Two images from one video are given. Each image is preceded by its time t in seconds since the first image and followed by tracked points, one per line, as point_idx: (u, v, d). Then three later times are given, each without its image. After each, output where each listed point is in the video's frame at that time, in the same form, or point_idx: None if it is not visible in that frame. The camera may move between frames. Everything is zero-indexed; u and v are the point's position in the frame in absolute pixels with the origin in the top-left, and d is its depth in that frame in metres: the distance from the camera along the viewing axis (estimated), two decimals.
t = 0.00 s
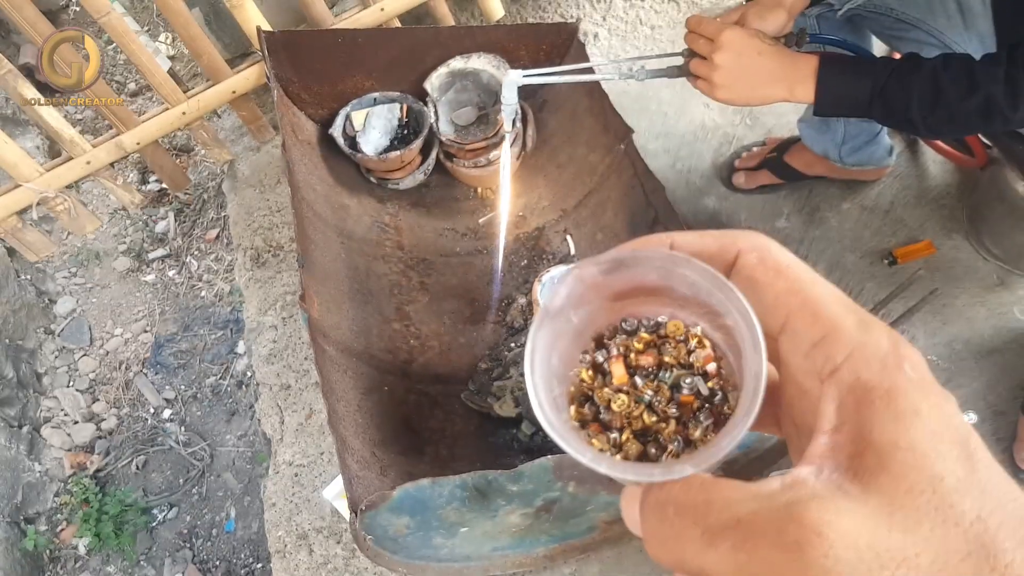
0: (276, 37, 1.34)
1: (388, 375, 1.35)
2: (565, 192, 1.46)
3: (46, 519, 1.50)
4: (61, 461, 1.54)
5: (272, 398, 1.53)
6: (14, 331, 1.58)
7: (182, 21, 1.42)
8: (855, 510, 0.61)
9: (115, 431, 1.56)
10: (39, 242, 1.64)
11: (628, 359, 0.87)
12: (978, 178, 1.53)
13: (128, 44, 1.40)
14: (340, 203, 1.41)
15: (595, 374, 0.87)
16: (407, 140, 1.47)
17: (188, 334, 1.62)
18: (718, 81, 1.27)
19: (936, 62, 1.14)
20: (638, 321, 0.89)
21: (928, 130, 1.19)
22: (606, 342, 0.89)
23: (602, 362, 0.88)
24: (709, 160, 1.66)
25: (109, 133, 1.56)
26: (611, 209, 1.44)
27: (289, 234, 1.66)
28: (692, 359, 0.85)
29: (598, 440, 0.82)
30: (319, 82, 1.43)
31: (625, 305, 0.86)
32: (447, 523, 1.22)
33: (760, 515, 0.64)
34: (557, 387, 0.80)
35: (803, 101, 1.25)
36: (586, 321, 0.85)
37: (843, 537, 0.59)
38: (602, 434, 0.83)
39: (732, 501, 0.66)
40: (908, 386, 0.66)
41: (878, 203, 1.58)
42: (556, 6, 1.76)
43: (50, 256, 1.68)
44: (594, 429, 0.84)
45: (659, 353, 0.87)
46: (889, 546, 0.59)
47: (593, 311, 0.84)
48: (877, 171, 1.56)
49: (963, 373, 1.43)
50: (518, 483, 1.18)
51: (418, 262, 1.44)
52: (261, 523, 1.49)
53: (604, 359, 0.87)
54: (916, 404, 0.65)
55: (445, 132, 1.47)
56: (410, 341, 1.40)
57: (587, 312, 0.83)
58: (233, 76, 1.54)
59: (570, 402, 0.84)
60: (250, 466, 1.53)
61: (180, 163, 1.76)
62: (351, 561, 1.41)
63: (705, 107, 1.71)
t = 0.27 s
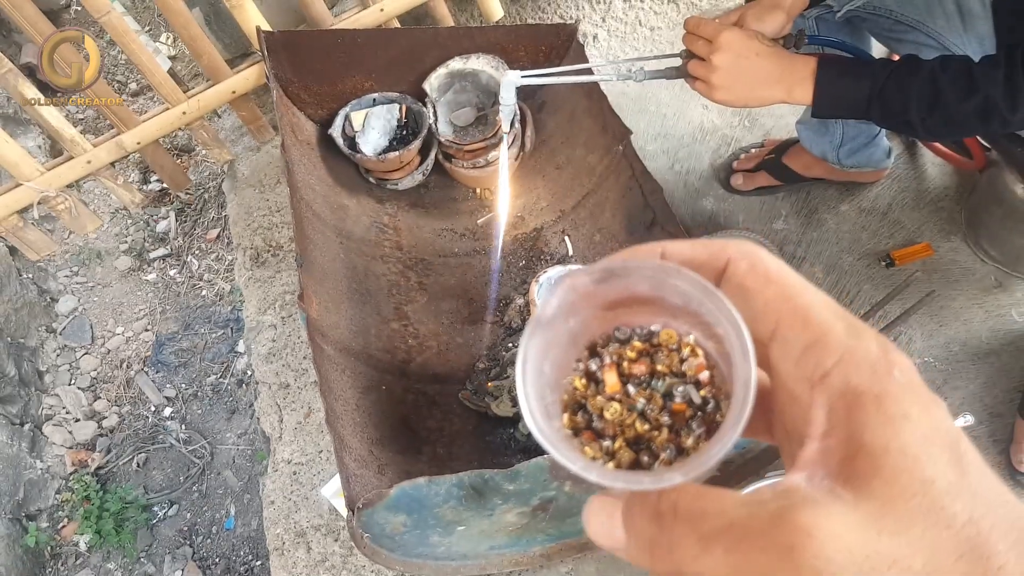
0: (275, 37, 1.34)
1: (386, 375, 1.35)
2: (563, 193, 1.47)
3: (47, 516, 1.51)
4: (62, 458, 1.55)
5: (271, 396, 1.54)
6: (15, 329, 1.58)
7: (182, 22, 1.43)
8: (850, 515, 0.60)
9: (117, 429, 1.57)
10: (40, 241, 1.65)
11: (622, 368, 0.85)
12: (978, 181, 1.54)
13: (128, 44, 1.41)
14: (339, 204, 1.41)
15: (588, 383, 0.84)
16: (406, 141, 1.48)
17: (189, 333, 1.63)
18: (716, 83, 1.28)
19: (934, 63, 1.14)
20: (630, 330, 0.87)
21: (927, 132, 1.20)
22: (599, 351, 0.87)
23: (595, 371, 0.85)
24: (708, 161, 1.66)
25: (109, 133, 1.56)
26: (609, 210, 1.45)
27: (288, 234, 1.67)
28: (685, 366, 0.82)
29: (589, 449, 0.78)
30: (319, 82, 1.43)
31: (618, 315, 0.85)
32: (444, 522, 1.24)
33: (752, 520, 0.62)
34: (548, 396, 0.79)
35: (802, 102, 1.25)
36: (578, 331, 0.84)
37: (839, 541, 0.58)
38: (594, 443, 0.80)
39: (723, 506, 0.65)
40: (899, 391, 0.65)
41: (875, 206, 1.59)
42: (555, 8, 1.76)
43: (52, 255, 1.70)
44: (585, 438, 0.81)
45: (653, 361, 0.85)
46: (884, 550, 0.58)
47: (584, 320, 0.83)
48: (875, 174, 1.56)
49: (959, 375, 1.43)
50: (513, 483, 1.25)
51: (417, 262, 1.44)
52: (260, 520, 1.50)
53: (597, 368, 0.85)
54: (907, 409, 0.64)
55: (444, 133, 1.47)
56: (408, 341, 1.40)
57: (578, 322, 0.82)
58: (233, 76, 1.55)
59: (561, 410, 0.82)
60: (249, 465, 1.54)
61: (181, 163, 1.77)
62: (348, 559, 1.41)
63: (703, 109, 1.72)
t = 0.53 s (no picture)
0: (276, 35, 1.35)
1: (385, 373, 1.35)
2: (564, 192, 1.46)
3: (47, 512, 1.51)
4: (62, 454, 1.55)
5: (270, 394, 1.54)
6: (15, 326, 1.58)
7: (184, 18, 1.43)
8: (840, 514, 0.60)
9: (117, 425, 1.57)
10: (40, 237, 1.65)
11: (621, 364, 0.81)
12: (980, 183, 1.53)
13: (129, 40, 1.41)
14: (340, 202, 1.41)
15: (587, 377, 0.81)
16: (407, 139, 1.47)
17: (189, 330, 1.63)
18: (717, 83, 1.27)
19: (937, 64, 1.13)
20: (632, 327, 0.83)
21: (930, 133, 1.19)
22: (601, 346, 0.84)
23: (595, 365, 0.81)
24: (710, 162, 1.66)
25: (110, 129, 1.56)
26: (610, 210, 1.45)
27: (288, 232, 1.66)
28: (684, 363, 0.78)
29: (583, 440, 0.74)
30: (320, 80, 1.43)
31: (620, 312, 0.82)
32: (443, 520, 1.23)
33: (742, 515, 0.62)
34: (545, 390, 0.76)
35: (804, 103, 1.25)
36: (578, 326, 0.81)
37: (827, 540, 0.59)
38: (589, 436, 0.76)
39: (712, 498, 0.64)
40: (899, 394, 0.64)
41: (877, 207, 1.59)
42: (557, 6, 1.76)
43: (52, 251, 1.69)
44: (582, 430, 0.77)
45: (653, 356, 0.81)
46: (873, 548, 0.59)
47: (585, 316, 0.81)
48: (877, 175, 1.56)
49: (958, 378, 1.43)
50: (512, 482, 1.23)
51: (417, 260, 1.44)
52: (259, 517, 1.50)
53: (597, 363, 0.81)
54: (906, 412, 0.63)
55: (445, 131, 1.47)
56: (408, 340, 1.40)
57: (577, 316, 0.80)
58: (234, 73, 1.55)
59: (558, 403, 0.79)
60: (248, 462, 1.54)
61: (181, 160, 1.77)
62: (346, 557, 1.41)
63: (705, 109, 1.71)
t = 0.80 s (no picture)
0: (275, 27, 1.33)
1: (384, 370, 1.34)
2: (565, 188, 1.44)
3: (43, 509, 1.50)
4: (59, 451, 1.54)
5: (269, 391, 1.53)
6: (11, 322, 1.57)
7: (181, 11, 1.41)
8: (823, 495, 0.63)
9: (114, 422, 1.56)
10: (35, 231, 1.63)
11: (611, 351, 0.84)
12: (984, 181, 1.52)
13: (126, 33, 1.39)
14: (338, 197, 1.39)
15: (578, 365, 0.84)
16: (408, 134, 1.45)
17: (187, 326, 1.62)
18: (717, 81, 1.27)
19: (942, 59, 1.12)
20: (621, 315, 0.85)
21: (934, 130, 1.17)
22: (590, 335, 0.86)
23: (585, 353, 0.84)
24: (712, 158, 1.64)
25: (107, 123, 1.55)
26: (612, 207, 1.42)
27: (287, 228, 1.65)
28: (674, 348, 0.81)
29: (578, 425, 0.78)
30: (320, 73, 1.41)
31: (610, 297, 0.83)
32: (443, 518, 1.23)
33: (729, 497, 0.65)
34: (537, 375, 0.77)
35: (808, 97, 1.24)
36: (567, 314, 0.82)
37: (808, 519, 0.62)
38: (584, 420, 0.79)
39: (700, 480, 0.67)
40: (890, 377, 0.66)
41: (880, 204, 1.57)
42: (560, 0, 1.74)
43: (48, 246, 1.67)
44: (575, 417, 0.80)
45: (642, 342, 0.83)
46: (853, 528, 0.62)
47: (574, 302, 0.81)
48: (880, 173, 1.54)
49: (962, 376, 1.42)
50: (513, 480, 1.21)
51: (417, 256, 1.42)
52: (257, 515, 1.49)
53: (588, 351, 0.84)
54: (895, 395, 0.65)
55: (446, 127, 1.46)
56: (408, 337, 1.39)
57: (568, 303, 0.81)
58: (233, 66, 1.53)
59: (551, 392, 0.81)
60: (247, 460, 1.53)
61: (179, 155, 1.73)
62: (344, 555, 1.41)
63: (709, 104, 1.69)
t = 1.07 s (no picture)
0: (267, 21, 1.33)
1: (379, 367, 1.32)
2: (559, 184, 1.42)
3: (34, 509, 1.49)
4: (49, 450, 1.52)
5: (262, 389, 1.54)
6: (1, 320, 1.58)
7: (171, 4, 1.39)
8: (767, 470, 0.66)
9: (104, 421, 1.54)
10: (26, 229, 1.60)
11: (580, 323, 0.81)
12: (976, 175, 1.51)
13: (116, 27, 1.36)
14: (330, 192, 1.37)
15: (549, 341, 0.82)
16: (401, 129, 1.43)
17: (178, 324, 1.60)
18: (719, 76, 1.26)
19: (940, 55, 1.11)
20: (588, 285, 0.82)
21: (932, 126, 1.15)
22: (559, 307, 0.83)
23: (555, 328, 0.82)
24: (708, 153, 1.63)
25: (97, 118, 1.52)
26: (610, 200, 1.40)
27: (279, 223, 1.64)
28: (639, 316, 0.79)
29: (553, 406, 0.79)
30: (312, 67, 1.38)
31: (575, 276, 0.82)
32: (437, 515, 1.27)
33: (679, 476, 0.69)
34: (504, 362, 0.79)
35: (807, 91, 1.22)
36: (531, 294, 0.82)
37: (750, 493, 0.65)
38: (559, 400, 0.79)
39: (656, 462, 0.71)
40: (841, 350, 0.68)
41: (876, 199, 1.56)
42: None
43: (37, 244, 1.64)
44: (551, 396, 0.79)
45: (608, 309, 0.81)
46: (795, 501, 0.64)
47: (538, 284, 0.82)
48: (876, 167, 1.53)
49: (956, 371, 1.45)
50: (509, 477, 1.25)
51: (411, 252, 1.39)
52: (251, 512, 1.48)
53: (558, 326, 0.82)
54: (843, 368, 0.67)
55: (441, 122, 1.43)
56: (403, 334, 1.37)
57: (530, 287, 0.81)
58: (224, 61, 1.51)
59: (522, 372, 0.81)
60: (239, 458, 1.52)
61: (170, 151, 1.68)
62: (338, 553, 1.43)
63: (705, 98, 1.67)
